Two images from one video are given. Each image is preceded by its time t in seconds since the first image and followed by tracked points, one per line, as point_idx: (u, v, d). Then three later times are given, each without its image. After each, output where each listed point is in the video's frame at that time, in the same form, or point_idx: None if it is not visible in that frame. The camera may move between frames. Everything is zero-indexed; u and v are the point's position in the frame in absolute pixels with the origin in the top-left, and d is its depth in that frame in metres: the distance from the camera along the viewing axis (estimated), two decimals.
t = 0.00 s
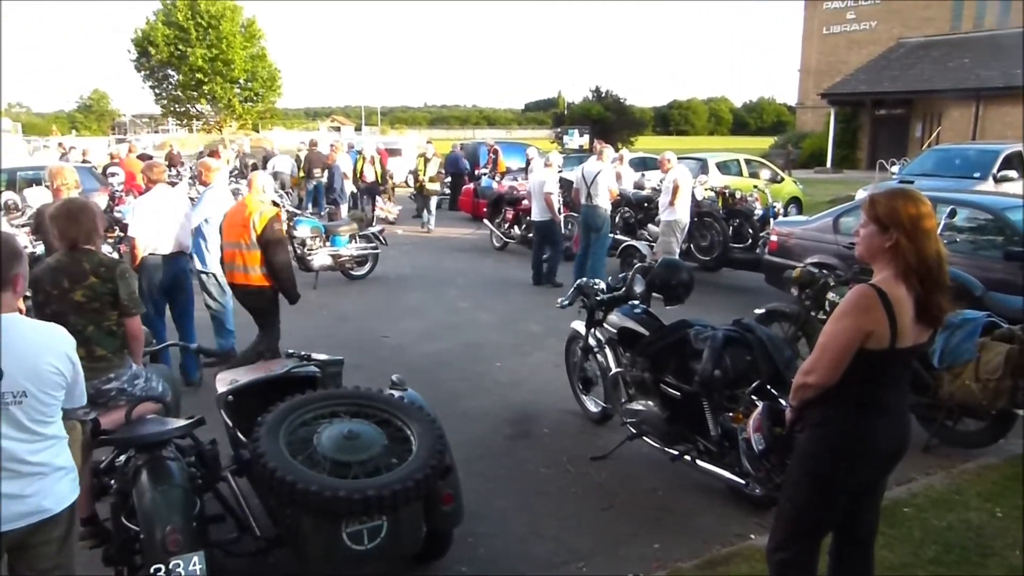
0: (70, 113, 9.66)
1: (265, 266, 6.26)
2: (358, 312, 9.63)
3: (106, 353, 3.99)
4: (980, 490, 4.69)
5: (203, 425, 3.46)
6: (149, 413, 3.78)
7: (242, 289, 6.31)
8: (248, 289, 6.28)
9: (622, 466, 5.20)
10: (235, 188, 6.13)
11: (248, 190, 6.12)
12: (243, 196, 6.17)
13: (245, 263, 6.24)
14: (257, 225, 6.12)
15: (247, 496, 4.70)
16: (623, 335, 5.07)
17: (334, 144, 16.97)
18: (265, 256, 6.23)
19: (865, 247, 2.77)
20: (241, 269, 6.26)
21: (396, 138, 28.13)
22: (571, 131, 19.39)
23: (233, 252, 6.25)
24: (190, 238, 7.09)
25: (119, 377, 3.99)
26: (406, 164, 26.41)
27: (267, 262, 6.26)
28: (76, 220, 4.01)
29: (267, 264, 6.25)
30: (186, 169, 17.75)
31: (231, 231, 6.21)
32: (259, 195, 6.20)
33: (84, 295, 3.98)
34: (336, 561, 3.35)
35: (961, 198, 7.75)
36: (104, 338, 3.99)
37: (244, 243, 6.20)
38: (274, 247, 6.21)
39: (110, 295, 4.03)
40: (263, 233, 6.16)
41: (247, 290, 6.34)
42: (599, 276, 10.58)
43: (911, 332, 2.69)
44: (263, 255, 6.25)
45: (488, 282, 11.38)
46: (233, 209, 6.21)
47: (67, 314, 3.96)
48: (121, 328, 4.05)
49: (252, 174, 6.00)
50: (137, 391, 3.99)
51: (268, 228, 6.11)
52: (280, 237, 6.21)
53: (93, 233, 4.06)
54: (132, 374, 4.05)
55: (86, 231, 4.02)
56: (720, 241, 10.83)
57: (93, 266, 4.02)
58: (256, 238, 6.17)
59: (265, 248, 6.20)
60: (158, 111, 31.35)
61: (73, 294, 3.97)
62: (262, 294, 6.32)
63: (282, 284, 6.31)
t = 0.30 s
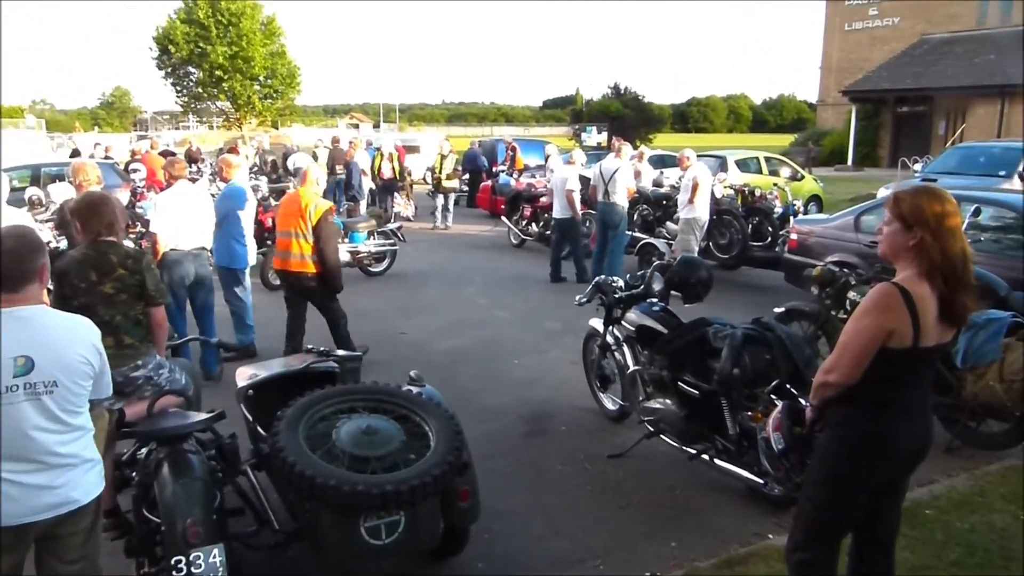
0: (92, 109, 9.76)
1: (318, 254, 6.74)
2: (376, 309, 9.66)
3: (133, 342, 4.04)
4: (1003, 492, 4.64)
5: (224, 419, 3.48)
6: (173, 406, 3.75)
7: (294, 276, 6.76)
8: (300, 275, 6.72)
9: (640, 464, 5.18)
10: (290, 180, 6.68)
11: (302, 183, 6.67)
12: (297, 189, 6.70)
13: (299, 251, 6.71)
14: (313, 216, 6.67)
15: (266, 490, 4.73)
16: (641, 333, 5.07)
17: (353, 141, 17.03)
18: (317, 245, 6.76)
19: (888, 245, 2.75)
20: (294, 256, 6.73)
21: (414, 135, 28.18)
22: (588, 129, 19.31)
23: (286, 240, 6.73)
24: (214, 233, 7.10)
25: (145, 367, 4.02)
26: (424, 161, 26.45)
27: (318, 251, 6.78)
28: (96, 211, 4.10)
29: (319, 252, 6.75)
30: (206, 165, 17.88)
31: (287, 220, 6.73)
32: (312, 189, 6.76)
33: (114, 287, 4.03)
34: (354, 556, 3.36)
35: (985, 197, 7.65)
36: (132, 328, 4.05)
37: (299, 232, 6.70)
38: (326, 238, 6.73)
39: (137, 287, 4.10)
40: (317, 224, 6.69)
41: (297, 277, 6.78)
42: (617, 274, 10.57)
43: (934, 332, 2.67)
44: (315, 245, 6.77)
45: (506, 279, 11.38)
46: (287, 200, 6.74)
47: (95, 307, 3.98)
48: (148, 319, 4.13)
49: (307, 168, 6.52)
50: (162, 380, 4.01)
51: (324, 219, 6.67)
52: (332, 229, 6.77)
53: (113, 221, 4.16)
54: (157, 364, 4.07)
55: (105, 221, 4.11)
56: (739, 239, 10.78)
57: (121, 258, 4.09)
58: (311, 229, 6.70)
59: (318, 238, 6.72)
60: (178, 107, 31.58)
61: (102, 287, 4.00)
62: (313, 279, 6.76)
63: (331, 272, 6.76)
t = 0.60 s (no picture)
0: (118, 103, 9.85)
1: (376, 244, 7.08)
2: (397, 304, 9.68)
3: (152, 335, 4.09)
4: None
5: (247, 411, 3.50)
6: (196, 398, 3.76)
7: (352, 264, 7.07)
8: (360, 263, 7.04)
9: (660, 464, 5.16)
10: (349, 173, 6.93)
11: (362, 176, 6.94)
12: (357, 181, 6.97)
13: (359, 240, 7.02)
14: (375, 208, 7.01)
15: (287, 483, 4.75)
16: (664, 333, 5.06)
17: (376, 136, 17.07)
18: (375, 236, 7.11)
19: (919, 246, 2.71)
20: (354, 245, 7.03)
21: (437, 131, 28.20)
22: (612, 127, 19.22)
23: (347, 230, 7.01)
24: (236, 227, 7.16)
25: (165, 361, 4.00)
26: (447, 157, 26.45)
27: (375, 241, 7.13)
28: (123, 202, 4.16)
29: (377, 241, 7.09)
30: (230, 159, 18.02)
31: (347, 211, 7.01)
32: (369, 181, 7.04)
33: (132, 281, 4.12)
34: (374, 550, 3.38)
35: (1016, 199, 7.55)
36: (150, 321, 4.09)
37: (360, 222, 7.01)
38: (384, 228, 7.07)
39: (155, 281, 4.15)
40: (377, 215, 7.02)
41: (356, 265, 7.10)
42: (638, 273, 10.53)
43: (964, 334, 2.63)
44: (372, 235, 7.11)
45: (527, 277, 11.37)
46: (347, 191, 7.00)
47: (115, 299, 4.11)
48: (167, 312, 4.14)
49: (368, 162, 6.81)
50: (183, 373, 3.98)
51: (386, 211, 7.03)
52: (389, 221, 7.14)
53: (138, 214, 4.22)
54: (179, 358, 4.05)
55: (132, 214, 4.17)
56: (762, 239, 10.70)
57: (140, 252, 4.16)
58: (371, 220, 7.04)
59: (377, 229, 7.07)
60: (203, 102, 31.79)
61: (122, 280, 4.11)
62: (371, 268, 7.09)
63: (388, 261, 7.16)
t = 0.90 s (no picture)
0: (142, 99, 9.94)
1: (423, 233, 7.27)
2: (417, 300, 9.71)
3: (170, 331, 4.13)
4: None
5: (268, 405, 3.53)
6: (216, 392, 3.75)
7: (399, 253, 7.26)
8: (408, 251, 7.23)
9: (680, 462, 5.15)
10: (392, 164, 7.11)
11: (406, 167, 7.13)
12: (401, 172, 7.16)
13: (406, 229, 7.21)
14: (422, 199, 7.21)
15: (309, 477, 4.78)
16: (684, 329, 5.05)
17: (397, 132, 17.13)
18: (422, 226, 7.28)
19: (947, 244, 2.68)
20: (401, 235, 7.22)
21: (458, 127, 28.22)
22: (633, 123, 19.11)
23: (394, 221, 7.22)
24: (258, 223, 7.23)
25: (185, 356, 4.04)
26: (467, 154, 26.46)
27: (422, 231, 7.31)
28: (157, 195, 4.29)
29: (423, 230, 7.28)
30: (253, 155, 18.15)
31: (393, 202, 7.20)
32: (412, 172, 7.23)
33: (150, 276, 4.15)
34: (394, 544, 3.39)
35: None
36: (168, 317, 4.14)
37: (406, 212, 7.20)
38: (430, 218, 7.27)
39: (173, 277, 4.17)
40: (423, 204, 7.22)
41: (402, 254, 7.28)
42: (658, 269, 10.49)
43: (992, 334, 2.60)
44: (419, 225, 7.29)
45: (547, 273, 11.36)
46: (394, 183, 7.17)
47: (135, 293, 4.16)
48: (186, 308, 4.17)
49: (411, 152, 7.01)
50: (203, 368, 4.01)
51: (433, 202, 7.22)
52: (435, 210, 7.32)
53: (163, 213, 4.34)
54: (199, 353, 4.08)
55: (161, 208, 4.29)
56: (784, 237, 10.64)
57: (158, 248, 4.18)
58: (419, 210, 7.23)
59: (423, 220, 7.26)
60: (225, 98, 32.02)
61: (140, 275, 4.15)
62: (418, 256, 7.27)
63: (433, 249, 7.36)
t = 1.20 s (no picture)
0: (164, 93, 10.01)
1: (456, 222, 7.86)
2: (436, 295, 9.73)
3: (192, 326, 4.18)
4: None
5: (290, 398, 3.54)
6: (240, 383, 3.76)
7: (435, 242, 7.85)
8: (442, 241, 7.82)
9: (698, 460, 5.13)
10: (428, 159, 7.76)
11: (439, 161, 7.78)
12: (436, 166, 7.80)
13: (441, 220, 7.82)
14: (453, 190, 7.78)
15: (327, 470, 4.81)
16: (704, 327, 5.03)
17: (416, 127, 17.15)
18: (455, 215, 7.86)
19: (976, 243, 2.65)
20: (436, 225, 7.82)
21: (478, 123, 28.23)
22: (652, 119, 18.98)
23: (429, 211, 7.84)
24: (280, 217, 7.27)
25: (206, 349, 4.16)
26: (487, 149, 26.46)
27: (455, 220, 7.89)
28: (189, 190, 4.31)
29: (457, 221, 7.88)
30: (273, 150, 18.26)
31: (428, 194, 7.82)
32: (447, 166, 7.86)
33: (173, 270, 4.18)
34: (413, 538, 3.40)
35: None
36: (192, 311, 4.17)
37: (441, 203, 7.81)
38: (463, 208, 7.84)
39: (195, 271, 4.19)
40: (456, 196, 7.82)
41: (437, 244, 7.86)
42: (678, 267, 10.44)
43: (1020, 336, 2.58)
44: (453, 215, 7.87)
45: (566, 270, 11.35)
46: (428, 176, 7.81)
47: (157, 287, 4.19)
48: (208, 303, 4.21)
49: (445, 148, 7.63)
50: (224, 361, 4.16)
51: (464, 192, 7.77)
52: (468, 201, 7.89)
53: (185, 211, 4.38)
54: (220, 347, 4.22)
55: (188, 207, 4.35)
56: (806, 235, 10.57)
57: (181, 242, 4.21)
58: (451, 201, 7.81)
59: (456, 209, 7.84)
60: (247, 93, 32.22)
61: (163, 269, 4.17)
62: (452, 246, 7.85)
63: (467, 237, 7.91)
